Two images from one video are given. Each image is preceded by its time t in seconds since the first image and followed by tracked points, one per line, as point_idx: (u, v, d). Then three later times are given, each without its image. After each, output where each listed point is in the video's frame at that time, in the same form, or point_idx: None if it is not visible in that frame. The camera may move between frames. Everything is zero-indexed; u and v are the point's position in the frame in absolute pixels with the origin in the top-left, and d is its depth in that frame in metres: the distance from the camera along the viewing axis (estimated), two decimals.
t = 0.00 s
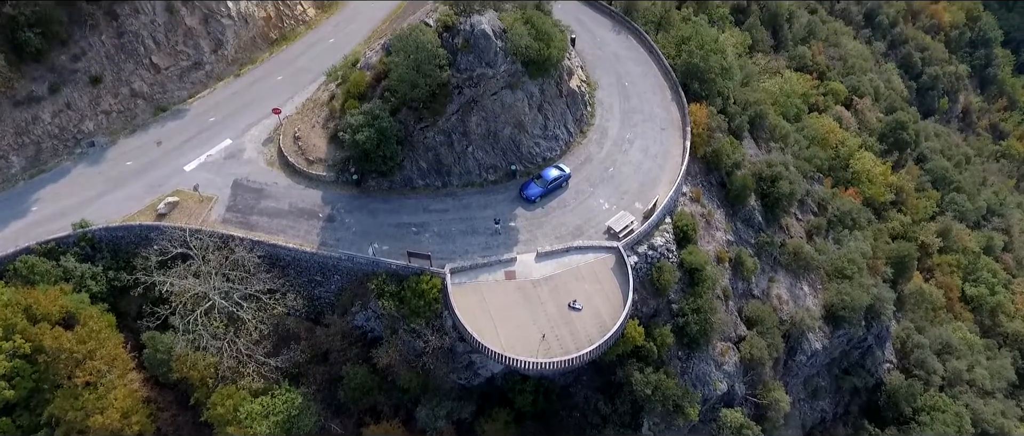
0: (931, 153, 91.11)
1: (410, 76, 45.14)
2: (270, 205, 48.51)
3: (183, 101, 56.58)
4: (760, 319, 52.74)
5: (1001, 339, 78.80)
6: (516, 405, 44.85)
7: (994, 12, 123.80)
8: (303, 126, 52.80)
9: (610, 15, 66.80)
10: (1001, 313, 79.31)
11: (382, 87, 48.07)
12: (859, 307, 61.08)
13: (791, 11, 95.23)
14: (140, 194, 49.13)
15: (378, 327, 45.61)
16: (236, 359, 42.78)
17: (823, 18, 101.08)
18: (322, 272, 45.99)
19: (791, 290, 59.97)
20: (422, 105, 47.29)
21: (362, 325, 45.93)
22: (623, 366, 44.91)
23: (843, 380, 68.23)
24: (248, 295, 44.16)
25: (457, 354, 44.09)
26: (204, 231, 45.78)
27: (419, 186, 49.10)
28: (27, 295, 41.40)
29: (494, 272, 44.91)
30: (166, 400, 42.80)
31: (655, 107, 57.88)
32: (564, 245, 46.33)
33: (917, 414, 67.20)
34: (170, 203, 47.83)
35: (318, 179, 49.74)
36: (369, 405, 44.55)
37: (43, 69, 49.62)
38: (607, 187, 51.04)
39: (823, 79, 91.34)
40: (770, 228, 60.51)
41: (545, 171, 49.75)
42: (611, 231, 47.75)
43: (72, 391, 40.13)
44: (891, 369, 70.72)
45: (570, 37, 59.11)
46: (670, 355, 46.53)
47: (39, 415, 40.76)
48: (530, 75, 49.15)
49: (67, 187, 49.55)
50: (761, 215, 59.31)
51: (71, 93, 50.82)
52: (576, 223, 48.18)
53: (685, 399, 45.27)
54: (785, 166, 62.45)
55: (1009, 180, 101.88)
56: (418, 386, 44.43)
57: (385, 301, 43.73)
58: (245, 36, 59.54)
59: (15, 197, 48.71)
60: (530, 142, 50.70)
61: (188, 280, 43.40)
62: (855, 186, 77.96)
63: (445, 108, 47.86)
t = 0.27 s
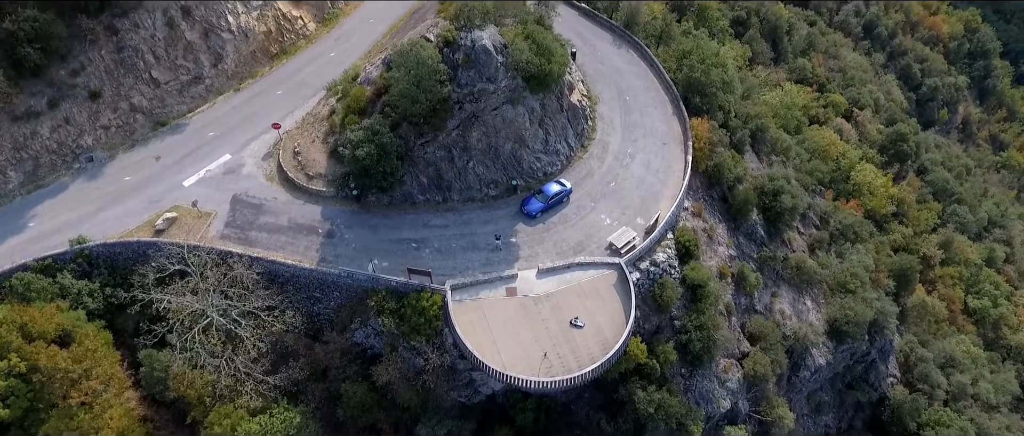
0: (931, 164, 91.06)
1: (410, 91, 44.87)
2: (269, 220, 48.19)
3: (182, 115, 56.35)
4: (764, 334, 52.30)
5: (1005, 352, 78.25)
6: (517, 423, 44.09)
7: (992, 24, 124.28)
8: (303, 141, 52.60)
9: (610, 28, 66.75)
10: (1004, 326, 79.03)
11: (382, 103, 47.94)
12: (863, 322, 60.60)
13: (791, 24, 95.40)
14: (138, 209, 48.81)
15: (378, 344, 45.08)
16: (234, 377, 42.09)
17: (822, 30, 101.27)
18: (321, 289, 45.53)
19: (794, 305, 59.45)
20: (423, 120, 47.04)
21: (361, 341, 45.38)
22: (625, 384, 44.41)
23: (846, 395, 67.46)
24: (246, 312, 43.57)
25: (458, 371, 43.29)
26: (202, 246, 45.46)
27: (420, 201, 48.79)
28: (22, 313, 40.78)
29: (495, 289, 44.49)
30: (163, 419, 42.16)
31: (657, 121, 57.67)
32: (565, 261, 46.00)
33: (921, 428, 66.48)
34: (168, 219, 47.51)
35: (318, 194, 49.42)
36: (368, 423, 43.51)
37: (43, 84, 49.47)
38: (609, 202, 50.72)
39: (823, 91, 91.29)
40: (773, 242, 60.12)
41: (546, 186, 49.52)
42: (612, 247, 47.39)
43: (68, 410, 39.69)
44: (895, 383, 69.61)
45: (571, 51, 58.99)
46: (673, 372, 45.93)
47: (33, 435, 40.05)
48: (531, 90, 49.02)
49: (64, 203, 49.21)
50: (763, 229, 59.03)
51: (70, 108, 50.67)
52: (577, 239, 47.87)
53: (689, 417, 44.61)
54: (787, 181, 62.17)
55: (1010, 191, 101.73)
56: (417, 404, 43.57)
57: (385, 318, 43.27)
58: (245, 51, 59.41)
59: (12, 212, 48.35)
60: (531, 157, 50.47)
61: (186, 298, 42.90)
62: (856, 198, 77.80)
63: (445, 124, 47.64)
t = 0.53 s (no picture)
0: (932, 176, 90.90)
1: (411, 106, 44.65)
2: (268, 236, 47.81)
3: (182, 130, 56.25)
4: (768, 351, 51.71)
5: (1009, 365, 77.56)
6: None
7: (990, 36, 124.73)
8: (303, 156, 52.33)
9: (611, 42, 66.85)
10: (1008, 339, 78.33)
11: (382, 118, 47.68)
12: (867, 338, 60.16)
13: (791, 36, 95.51)
14: (137, 225, 48.48)
15: (378, 361, 44.38)
16: (232, 395, 41.53)
17: (821, 42, 101.45)
18: (321, 306, 45.04)
19: (798, 321, 58.80)
20: (424, 136, 46.74)
21: (361, 358, 44.75)
22: (628, 402, 43.69)
23: (850, 410, 66.39)
24: (244, 330, 43.09)
25: (459, 389, 42.72)
26: (201, 262, 45.15)
27: (420, 216, 48.44)
28: (17, 331, 40.29)
29: (496, 306, 44.05)
30: None
31: (658, 136, 57.47)
32: (567, 277, 45.60)
33: None
34: (166, 235, 47.03)
35: (317, 209, 49.11)
36: None
37: (42, 98, 49.17)
38: (610, 217, 50.38)
39: (823, 103, 91.19)
40: (776, 257, 59.67)
41: (547, 202, 49.22)
42: (614, 263, 47.03)
43: (63, 430, 39.01)
44: (899, 398, 68.58)
45: (572, 65, 58.94)
46: (676, 390, 45.40)
47: None
48: (533, 105, 48.80)
49: (62, 218, 48.85)
50: (765, 244, 58.65)
51: (69, 123, 50.41)
52: (579, 255, 47.50)
53: None
54: (790, 196, 61.89)
55: (1011, 202, 101.53)
56: (417, 423, 42.89)
57: (385, 336, 42.79)
58: (246, 65, 59.28)
59: (9, 228, 48.00)
60: (532, 172, 50.21)
61: (184, 315, 42.46)
62: (858, 210, 77.43)
63: (446, 139, 47.32)
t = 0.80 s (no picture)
0: (933, 188, 90.77)
1: (412, 121, 44.41)
2: (267, 252, 47.43)
3: (182, 144, 55.77)
4: (771, 367, 51.20)
5: (1013, 379, 76.73)
6: None
7: (989, 47, 124.95)
8: (303, 171, 52.05)
9: (612, 56, 66.78)
10: (1011, 352, 77.63)
11: (382, 133, 47.39)
12: (871, 353, 59.78)
13: (791, 49, 95.58)
14: (135, 241, 48.09)
15: (378, 379, 43.86)
16: (229, 414, 40.91)
17: (821, 54, 101.56)
18: (320, 323, 44.53)
19: (801, 336, 58.26)
20: (424, 151, 46.51)
21: (360, 376, 44.29)
22: (631, 420, 42.90)
23: (854, 425, 65.45)
24: (242, 347, 42.54)
25: (459, 406, 41.91)
26: (199, 279, 44.71)
27: (420, 232, 48.05)
28: (13, 350, 39.91)
29: (497, 323, 43.60)
30: None
31: (660, 150, 57.20)
32: (568, 294, 45.17)
33: None
34: (164, 251, 46.70)
35: (317, 225, 48.76)
36: None
37: (41, 113, 49.15)
38: (612, 232, 50.02)
39: (824, 116, 91.08)
40: (779, 271, 59.19)
41: (549, 217, 48.88)
42: (616, 279, 46.59)
43: None
44: (903, 413, 67.78)
45: (573, 79, 58.82)
46: (679, 408, 44.84)
47: None
48: (534, 120, 48.62)
49: (59, 235, 48.43)
50: (768, 259, 58.22)
51: (67, 137, 50.19)
52: (581, 270, 47.10)
53: None
54: (793, 210, 61.53)
55: (1012, 213, 101.27)
56: None
57: (385, 353, 42.21)
58: (247, 79, 58.93)
59: (6, 244, 47.61)
60: (533, 187, 49.90)
61: (181, 333, 41.89)
62: (860, 223, 77.05)
63: (447, 155, 47.21)
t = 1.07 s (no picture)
0: (934, 199, 90.41)
1: (413, 137, 44.17)
2: (266, 268, 47.03)
3: (181, 159, 55.44)
4: (775, 384, 50.64)
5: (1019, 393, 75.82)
6: None
7: (989, 59, 125.05)
8: (303, 185, 51.75)
9: (613, 70, 66.67)
10: (1016, 365, 76.71)
11: (383, 148, 47.05)
12: (876, 369, 59.39)
13: (791, 61, 95.60)
14: (133, 256, 47.69)
15: (377, 396, 43.17)
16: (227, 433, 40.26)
17: (821, 65, 101.61)
18: (319, 340, 43.99)
19: (805, 352, 57.52)
20: (425, 166, 46.25)
21: (360, 393, 43.64)
22: None
23: None
24: (240, 365, 41.98)
25: (459, 426, 40.88)
26: (197, 296, 44.26)
27: (421, 247, 47.63)
28: (7, 368, 39.42)
29: (498, 340, 43.10)
30: None
31: (662, 164, 56.90)
32: (570, 311, 44.77)
33: None
34: (162, 267, 46.27)
35: (317, 240, 48.36)
36: None
37: (39, 128, 48.98)
38: (614, 248, 49.62)
39: (825, 128, 90.85)
40: (783, 286, 58.62)
41: (550, 232, 48.52)
42: (619, 296, 46.14)
43: None
44: (909, 428, 66.12)
45: (574, 93, 58.70)
46: (683, 427, 43.99)
47: None
48: (535, 135, 48.38)
49: (56, 250, 47.98)
50: (771, 273, 57.76)
51: (66, 152, 49.97)
52: (583, 287, 46.65)
53: None
54: (795, 224, 61.20)
55: (1013, 225, 100.86)
56: None
57: (385, 371, 41.68)
58: (247, 93, 58.68)
59: (3, 260, 47.17)
60: (534, 202, 49.55)
61: (179, 351, 41.36)
62: (862, 235, 76.57)
63: (448, 170, 46.91)
